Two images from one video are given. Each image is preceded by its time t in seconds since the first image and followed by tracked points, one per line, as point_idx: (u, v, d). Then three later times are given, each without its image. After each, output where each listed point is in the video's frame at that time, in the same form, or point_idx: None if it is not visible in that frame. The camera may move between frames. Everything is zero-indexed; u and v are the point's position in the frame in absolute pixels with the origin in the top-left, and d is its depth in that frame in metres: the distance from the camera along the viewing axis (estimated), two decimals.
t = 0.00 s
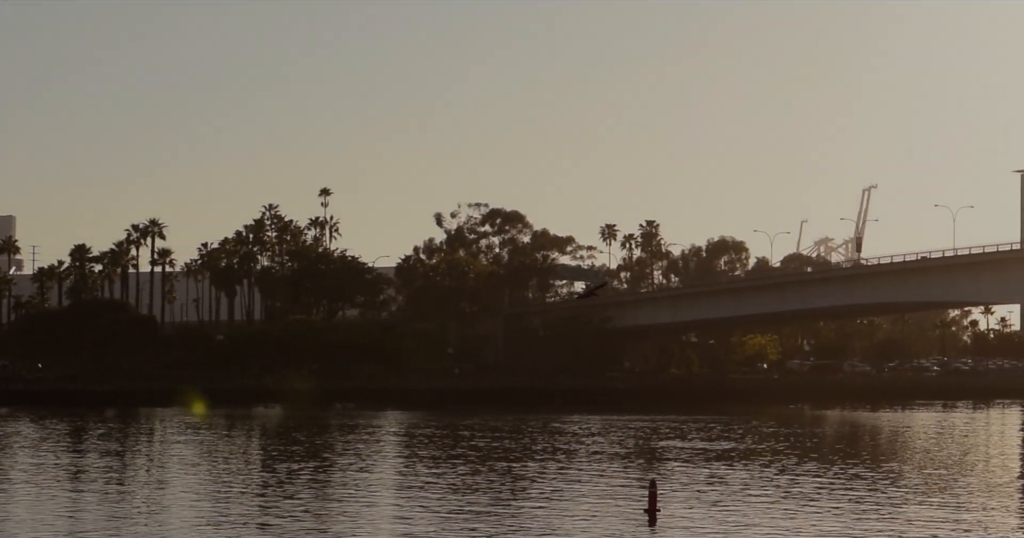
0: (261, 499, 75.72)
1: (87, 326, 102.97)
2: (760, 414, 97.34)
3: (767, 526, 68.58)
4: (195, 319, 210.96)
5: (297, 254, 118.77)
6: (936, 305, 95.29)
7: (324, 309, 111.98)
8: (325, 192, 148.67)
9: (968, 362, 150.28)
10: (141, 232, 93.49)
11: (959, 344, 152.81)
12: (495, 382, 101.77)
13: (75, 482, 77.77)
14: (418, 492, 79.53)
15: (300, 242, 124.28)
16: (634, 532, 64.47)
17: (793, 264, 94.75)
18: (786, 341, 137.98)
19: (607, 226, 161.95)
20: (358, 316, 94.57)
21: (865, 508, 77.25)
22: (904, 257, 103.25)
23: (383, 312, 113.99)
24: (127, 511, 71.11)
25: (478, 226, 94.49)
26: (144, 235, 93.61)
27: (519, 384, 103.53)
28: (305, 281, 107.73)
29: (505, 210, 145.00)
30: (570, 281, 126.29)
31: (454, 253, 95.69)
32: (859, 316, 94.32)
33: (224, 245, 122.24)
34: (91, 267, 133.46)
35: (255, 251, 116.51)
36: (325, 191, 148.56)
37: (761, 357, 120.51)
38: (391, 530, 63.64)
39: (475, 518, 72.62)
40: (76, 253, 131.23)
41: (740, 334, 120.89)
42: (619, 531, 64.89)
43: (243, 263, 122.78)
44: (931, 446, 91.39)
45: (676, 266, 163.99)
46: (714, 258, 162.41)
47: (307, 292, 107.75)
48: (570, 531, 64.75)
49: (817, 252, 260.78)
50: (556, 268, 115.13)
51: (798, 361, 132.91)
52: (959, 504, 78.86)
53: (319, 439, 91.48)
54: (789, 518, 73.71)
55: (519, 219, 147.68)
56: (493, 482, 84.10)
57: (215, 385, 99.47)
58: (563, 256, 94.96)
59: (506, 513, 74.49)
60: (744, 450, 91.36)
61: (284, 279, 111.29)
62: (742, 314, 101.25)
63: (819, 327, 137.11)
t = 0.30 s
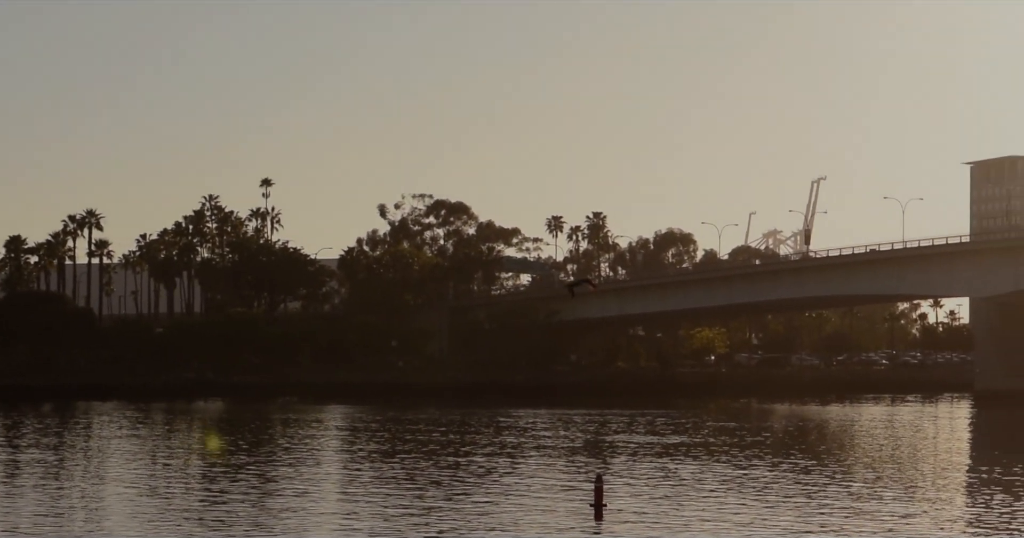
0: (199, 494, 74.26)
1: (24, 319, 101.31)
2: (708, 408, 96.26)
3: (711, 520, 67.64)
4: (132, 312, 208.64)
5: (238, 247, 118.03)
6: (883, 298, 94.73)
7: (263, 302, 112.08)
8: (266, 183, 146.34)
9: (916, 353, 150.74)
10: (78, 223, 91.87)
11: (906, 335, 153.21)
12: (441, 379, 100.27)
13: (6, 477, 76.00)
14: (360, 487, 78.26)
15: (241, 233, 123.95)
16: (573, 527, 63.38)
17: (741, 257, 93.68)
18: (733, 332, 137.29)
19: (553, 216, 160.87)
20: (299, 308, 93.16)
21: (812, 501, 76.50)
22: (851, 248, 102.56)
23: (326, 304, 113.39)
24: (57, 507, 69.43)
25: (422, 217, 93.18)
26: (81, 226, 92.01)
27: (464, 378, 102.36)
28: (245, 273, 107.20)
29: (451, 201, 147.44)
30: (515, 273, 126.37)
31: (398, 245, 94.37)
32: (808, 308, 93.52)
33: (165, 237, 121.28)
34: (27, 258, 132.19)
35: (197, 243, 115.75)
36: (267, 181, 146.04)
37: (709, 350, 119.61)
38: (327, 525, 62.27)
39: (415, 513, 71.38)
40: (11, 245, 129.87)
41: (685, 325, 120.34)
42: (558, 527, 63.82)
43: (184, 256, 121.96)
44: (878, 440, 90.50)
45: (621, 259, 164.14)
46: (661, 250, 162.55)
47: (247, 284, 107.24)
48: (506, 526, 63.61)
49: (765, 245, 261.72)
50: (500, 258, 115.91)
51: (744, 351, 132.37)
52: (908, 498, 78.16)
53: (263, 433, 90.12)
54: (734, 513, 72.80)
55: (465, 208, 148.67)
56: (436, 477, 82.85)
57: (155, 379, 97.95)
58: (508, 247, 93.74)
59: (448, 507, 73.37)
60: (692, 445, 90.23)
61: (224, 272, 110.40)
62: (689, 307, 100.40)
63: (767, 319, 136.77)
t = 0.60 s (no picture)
0: (138, 482, 73.52)
1: None
2: (659, 400, 95.48)
3: (651, 507, 67.05)
4: (76, 302, 208.79)
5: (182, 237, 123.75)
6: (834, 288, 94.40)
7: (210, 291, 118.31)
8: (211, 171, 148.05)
9: (871, 347, 151.60)
10: (21, 212, 91.22)
11: (861, 328, 154.11)
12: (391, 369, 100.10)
13: None
14: (304, 475, 77.58)
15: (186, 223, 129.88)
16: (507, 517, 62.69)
17: (692, 248, 92.93)
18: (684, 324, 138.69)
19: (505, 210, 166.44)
20: (245, 300, 92.52)
21: (759, 488, 75.86)
22: (805, 239, 102.76)
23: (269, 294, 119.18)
24: None
25: (369, 207, 92.53)
26: (24, 215, 91.36)
27: (416, 371, 101.84)
28: (191, 263, 112.76)
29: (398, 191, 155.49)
30: (462, 263, 133.17)
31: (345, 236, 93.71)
32: (759, 300, 92.82)
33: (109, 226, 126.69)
34: None
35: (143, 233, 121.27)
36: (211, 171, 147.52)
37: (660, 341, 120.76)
38: (256, 515, 61.37)
39: (355, 499, 70.62)
40: None
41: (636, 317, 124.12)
42: (491, 516, 63.14)
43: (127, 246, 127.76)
44: (829, 431, 89.76)
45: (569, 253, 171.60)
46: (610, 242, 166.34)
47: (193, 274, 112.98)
48: (438, 514, 62.89)
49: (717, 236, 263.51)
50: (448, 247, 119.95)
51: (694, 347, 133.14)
52: (853, 486, 77.36)
53: (211, 422, 89.46)
54: (680, 498, 72.12)
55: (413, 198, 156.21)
56: (383, 462, 82.36)
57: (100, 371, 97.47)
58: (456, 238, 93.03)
59: (388, 493, 72.75)
60: (641, 436, 89.28)
61: (170, 262, 115.97)
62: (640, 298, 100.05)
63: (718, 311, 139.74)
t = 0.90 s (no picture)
0: (81, 464, 73.69)
1: None
2: (611, 393, 95.40)
3: (585, 487, 67.88)
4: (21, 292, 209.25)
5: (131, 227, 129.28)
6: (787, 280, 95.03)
7: (160, 281, 125.99)
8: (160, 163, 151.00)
9: (824, 339, 154.75)
10: None
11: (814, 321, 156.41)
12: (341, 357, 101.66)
13: None
14: (251, 456, 78.04)
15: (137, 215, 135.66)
16: (435, 499, 63.37)
17: (645, 239, 92.45)
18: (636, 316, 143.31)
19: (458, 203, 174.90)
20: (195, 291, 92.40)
21: (704, 473, 75.70)
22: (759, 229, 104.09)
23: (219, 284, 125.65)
24: None
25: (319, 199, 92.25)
26: None
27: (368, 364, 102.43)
28: (142, 255, 121.40)
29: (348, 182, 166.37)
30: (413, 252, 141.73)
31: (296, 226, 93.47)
32: (711, 293, 92.91)
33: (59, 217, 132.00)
34: None
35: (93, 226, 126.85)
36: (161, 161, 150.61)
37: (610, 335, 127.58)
38: (185, 500, 61.57)
39: (295, 482, 70.54)
40: None
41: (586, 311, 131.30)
42: (422, 498, 63.80)
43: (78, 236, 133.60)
44: (777, 421, 89.64)
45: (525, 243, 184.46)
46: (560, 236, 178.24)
47: (144, 266, 121.61)
48: (369, 497, 63.44)
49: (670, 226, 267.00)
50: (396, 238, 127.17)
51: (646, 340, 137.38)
52: (797, 470, 77.08)
53: (162, 408, 89.91)
54: (624, 482, 72.39)
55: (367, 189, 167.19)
56: (332, 443, 83.00)
57: (50, 369, 97.94)
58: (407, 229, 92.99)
59: (330, 473, 73.28)
60: (592, 425, 88.92)
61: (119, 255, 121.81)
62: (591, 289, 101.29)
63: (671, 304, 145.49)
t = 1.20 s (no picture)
0: (57, 459, 74.69)
1: None
2: (581, 389, 96.82)
3: (551, 481, 69.13)
4: None
5: (107, 226, 130.67)
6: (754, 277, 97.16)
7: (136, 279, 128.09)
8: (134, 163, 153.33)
9: (789, 336, 157.45)
10: None
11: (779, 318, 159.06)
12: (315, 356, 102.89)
13: None
14: (226, 448, 79.64)
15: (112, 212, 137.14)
16: (402, 489, 65.02)
17: (614, 238, 94.06)
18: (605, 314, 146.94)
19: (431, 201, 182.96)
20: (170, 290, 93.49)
21: (670, 464, 77.37)
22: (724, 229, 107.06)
23: (194, 284, 128.04)
24: None
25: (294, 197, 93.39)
26: None
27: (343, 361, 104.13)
28: (117, 253, 123.08)
29: (322, 182, 172.44)
30: (388, 252, 147.19)
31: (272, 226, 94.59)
32: (680, 290, 94.80)
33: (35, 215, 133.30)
34: None
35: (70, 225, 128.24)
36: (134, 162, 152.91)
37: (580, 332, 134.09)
38: (156, 491, 62.79)
39: (267, 474, 71.61)
40: None
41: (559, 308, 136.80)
42: (389, 488, 65.51)
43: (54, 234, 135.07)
44: (745, 415, 91.03)
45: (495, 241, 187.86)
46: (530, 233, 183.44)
47: (120, 261, 123.51)
48: (338, 488, 65.05)
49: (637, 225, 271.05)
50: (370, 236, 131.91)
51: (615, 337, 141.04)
52: (765, 463, 78.32)
53: (139, 403, 91.31)
54: (590, 471, 74.21)
55: (339, 189, 173.68)
56: (305, 436, 84.71)
57: (26, 365, 99.01)
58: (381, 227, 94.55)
59: (303, 465, 74.96)
60: (564, 420, 90.13)
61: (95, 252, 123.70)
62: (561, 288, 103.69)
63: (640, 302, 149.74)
